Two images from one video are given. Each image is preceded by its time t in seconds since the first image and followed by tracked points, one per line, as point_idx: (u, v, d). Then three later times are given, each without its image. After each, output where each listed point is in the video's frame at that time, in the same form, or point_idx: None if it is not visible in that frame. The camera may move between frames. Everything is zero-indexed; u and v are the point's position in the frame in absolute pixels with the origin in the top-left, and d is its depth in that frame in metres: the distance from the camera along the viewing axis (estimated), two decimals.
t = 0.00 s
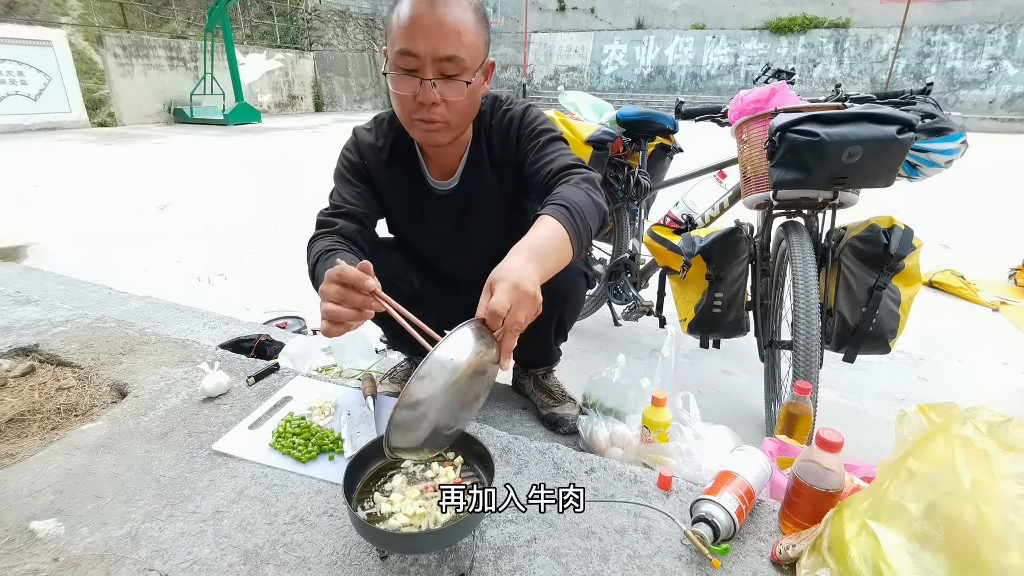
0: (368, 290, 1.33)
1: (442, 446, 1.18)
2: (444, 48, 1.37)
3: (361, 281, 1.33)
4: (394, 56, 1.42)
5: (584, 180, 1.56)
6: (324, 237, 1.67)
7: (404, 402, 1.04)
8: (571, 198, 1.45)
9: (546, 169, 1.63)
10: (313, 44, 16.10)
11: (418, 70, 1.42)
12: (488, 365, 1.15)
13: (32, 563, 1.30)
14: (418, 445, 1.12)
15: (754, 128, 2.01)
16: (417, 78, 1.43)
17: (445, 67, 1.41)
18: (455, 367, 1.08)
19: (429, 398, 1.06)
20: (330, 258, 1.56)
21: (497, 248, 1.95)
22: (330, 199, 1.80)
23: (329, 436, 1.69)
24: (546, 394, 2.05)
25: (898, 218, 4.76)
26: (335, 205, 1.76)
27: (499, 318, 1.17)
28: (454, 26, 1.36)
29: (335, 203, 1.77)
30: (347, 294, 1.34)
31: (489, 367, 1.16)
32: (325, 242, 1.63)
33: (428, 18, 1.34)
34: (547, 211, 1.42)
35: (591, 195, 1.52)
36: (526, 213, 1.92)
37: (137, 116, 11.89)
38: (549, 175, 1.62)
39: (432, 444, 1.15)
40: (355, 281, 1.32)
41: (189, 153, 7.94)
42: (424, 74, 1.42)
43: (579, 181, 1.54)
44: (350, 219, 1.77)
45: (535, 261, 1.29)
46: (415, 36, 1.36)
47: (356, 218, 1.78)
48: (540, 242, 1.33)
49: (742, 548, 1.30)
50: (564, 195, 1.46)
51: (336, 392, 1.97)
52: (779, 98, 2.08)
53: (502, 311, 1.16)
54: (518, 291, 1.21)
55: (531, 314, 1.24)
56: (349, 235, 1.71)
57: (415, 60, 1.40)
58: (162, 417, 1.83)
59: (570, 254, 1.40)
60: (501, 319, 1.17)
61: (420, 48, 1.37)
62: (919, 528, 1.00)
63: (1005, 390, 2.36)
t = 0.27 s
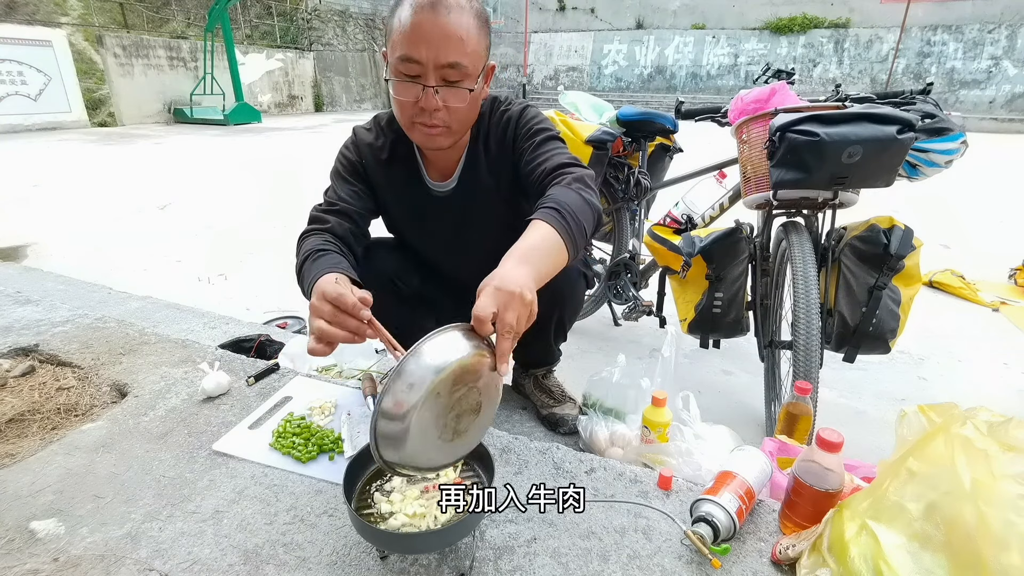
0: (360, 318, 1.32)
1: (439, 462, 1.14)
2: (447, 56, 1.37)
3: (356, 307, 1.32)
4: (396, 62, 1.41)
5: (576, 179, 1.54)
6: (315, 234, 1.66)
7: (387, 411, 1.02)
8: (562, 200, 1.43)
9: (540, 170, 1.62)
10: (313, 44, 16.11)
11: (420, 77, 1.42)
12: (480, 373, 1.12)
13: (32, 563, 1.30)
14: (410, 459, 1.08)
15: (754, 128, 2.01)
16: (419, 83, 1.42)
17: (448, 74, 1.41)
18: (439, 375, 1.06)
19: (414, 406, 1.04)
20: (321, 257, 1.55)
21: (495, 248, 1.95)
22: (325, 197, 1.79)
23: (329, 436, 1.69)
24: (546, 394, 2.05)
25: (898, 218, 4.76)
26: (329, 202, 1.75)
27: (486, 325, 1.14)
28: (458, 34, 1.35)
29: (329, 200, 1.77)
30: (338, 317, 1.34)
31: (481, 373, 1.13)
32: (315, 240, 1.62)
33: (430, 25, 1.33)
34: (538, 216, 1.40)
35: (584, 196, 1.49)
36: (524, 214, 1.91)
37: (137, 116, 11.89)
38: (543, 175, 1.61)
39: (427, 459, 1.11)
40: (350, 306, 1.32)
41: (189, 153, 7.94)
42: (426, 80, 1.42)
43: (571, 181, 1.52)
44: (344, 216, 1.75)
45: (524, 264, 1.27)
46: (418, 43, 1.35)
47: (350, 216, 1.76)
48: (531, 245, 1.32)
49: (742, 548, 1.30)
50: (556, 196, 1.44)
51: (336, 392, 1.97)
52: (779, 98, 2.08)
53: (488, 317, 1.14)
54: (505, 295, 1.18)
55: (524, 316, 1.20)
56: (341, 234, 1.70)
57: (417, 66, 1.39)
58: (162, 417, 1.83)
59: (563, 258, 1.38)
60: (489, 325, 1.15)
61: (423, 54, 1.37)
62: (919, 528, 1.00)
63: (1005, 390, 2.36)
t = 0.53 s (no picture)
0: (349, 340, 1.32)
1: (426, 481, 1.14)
2: (436, 50, 1.37)
3: (346, 329, 1.32)
4: (387, 64, 1.42)
5: (565, 188, 1.52)
6: (308, 237, 1.64)
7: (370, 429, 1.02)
8: (551, 213, 1.41)
9: (532, 176, 1.61)
10: (313, 44, 16.11)
11: (412, 76, 1.42)
12: (469, 389, 1.11)
13: (32, 563, 1.30)
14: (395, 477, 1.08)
15: (754, 128, 2.01)
16: (412, 82, 1.42)
17: (439, 69, 1.40)
18: (426, 394, 1.05)
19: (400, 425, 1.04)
20: (314, 259, 1.54)
21: (494, 249, 1.96)
22: (319, 198, 1.77)
23: (329, 436, 1.69)
24: (546, 394, 2.05)
25: (898, 218, 4.76)
26: (323, 203, 1.74)
27: (474, 341, 1.11)
28: (444, 27, 1.36)
29: (324, 201, 1.75)
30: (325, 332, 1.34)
31: (471, 390, 1.12)
32: (307, 243, 1.61)
33: (419, 22, 1.34)
34: (527, 228, 1.38)
35: (573, 206, 1.47)
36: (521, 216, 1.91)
37: (137, 116, 11.89)
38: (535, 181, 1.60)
39: (414, 476, 1.11)
40: (340, 327, 1.31)
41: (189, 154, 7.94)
42: (418, 78, 1.42)
43: (559, 190, 1.50)
44: (337, 218, 1.74)
45: (513, 279, 1.25)
46: (407, 41, 1.36)
47: (344, 218, 1.75)
48: (520, 261, 1.29)
49: (742, 548, 1.30)
50: (544, 208, 1.42)
51: (336, 392, 1.97)
52: (779, 98, 2.08)
53: (475, 333, 1.12)
54: (492, 309, 1.16)
55: (514, 329, 1.17)
56: (334, 237, 1.69)
57: (408, 65, 1.39)
58: (162, 417, 1.83)
59: (554, 272, 1.37)
60: (477, 341, 1.12)
61: (413, 52, 1.37)
62: (919, 528, 1.00)
63: (1005, 390, 2.36)
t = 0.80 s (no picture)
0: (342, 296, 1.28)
1: (420, 459, 1.10)
2: (424, 50, 1.37)
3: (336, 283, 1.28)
4: (376, 68, 1.42)
5: (564, 181, 1.53)
6: (303, 238, 1.67)
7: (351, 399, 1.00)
8: (553, 205, 1.42)
9: (531, 173, 1.62)
10: (313, 44, 16.11)
11: (401, 78, 1.42)
12: (461, 357, 1.08)
13: (32, 563, 1.30)
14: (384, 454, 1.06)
15: (754, 128, 2.01)
16: (401, 84, 1.42)
17: (428, 69, 1.40)
18: (410, 362, 1.03)
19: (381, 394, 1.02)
20: (308, 258, 1.57)
21: (493, 250, 1.95)
22: (316, 202, 1.80)
23: (329, 436, 1.69)
24: (545, 394, 2.05)
25: (898, 218, 4.76)
26: (319, 207, 1.77)
27: (470, 314, 1.09)
28: (430, 27, 1.35)
29: (320, 206, 1.78)
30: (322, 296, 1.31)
31: (463, 358, 1.09)
32: (302, 243, 1.64)
33: (404, 23, 1.33)
34: (528, 221, 1.40)
35: (574, 198, 1.49)
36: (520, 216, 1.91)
37: (137, 116, 11.89)
38: (534, 178, 1.61)
39: (405, 454, 1.07)
40: (330, 283, 1.28)
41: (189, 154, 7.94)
42: (408, 79, 1.41)
43: (559, 184, 1.52)
44: (333, 223, 1.76)
45: (512, 265, 1.24)
46: (394, 43, 1.36)
47: (340, 222, 1.78)
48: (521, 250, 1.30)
49: (742, 548, 1.30)
50: (545, 200, 1.44)
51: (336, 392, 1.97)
52: (779, 98, 2.08)
53: (471, 306, 1.09)
54: (489, 286, 1.15)
55: (511, 306, 1.15)
56: (329, 239, 1.72)
57: (397, 67, 1.39)
58: (162, 417, 1.83)
59: (557, 264, 1.37)
60: (473, 314, 1.10)
61: (401, 53, 1.37)
62: (919, 528, 1.00)
63: (1005, 390, 2.36)
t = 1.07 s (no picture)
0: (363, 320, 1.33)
1: (420, 438, 1.18)
2: (420, 49, 1.37)
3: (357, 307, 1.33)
4: (373, 69, 1.42)
5: (569, 177, 1.54)
6: (308, 243, 1.68)
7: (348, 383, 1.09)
8: (556, 200, 1.44)
9: (534, 171, 1.62)
10: (313, 44, 16.11)
11: (398, 78, 1.42)
12: (453, 339, 1.14)
13: (32, 563, 1.30)
14: (384, 433, 1.14)
15: (754, 128, 2.01)
16: (399, 84, 1.42)
17: (424, 67, 1.40)
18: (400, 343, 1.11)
19: (374, 376, 1.10)
20: (313, 262, 1.58)
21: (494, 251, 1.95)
22: (317, 205, 1.80)
23: (329, 436, 1.69)
24: (546, 394, 2.05)
25: (898, 218, 4.76)
26: (321, 211, 1.77)
27: (464, 299, 1.14)
28: (425, 26, 1.35)
29: (322, 209, 1.78)
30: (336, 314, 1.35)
31: (455, 341, 1.14)
32: (307, 248, 1.65)
33: (399, 23, 1.34)
34: (532, 215, 1.42)
35: (579, 193, 1.50)
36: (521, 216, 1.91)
37: (137, 116, 11.89)
38: (537, 175, 1.61)
39: (401, 431, 1.16)
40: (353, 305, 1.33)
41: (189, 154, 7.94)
42: (405, 79, 1.41)
43: (564, 179, 1.53)
44: (335, 226, 1.77)
45: (512, 255, 1.27)
46: (390, 44, 1.36)
47: (343, 226, 1.78)
48: (522, 242, 1.33)
49: (742, 548, 1.30)
50: (549, 195, 1.45)
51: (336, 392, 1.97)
52: (779, 98, 2.08)
53: (464, 291, 1.14)
54: (484, 272, 1.19)
55: (506, 291, 1.18)
56: (333, 243, 1.73)
57: (394, 67, 1.40)
58: (162, 417, 1.83)
59: (560, 256, 1.39)
60: (468, 299, 1.14)
61: (396, 53, 1.37)
62: (919, 528, 1.00)
63: (1005, 390, 2.36)
